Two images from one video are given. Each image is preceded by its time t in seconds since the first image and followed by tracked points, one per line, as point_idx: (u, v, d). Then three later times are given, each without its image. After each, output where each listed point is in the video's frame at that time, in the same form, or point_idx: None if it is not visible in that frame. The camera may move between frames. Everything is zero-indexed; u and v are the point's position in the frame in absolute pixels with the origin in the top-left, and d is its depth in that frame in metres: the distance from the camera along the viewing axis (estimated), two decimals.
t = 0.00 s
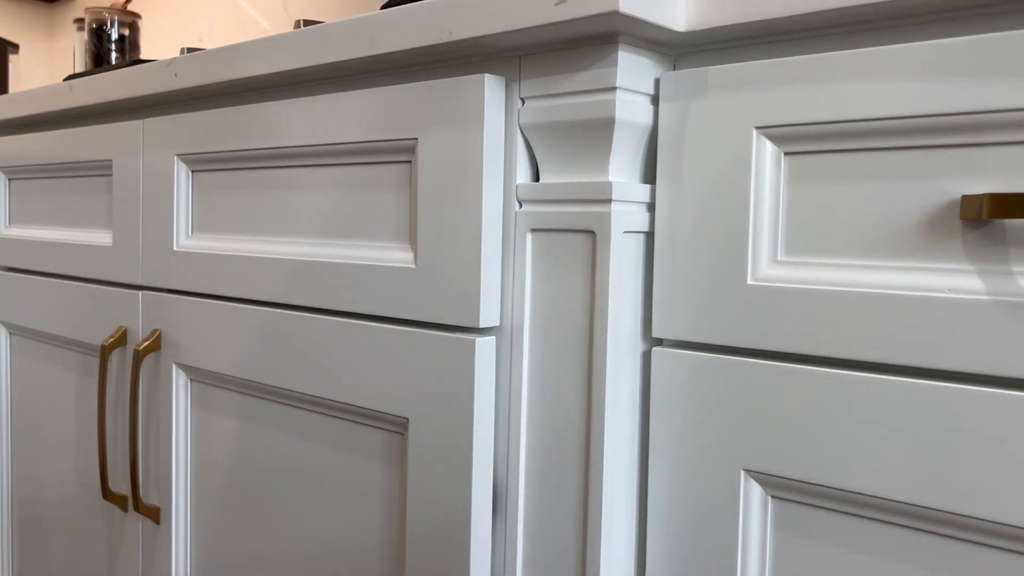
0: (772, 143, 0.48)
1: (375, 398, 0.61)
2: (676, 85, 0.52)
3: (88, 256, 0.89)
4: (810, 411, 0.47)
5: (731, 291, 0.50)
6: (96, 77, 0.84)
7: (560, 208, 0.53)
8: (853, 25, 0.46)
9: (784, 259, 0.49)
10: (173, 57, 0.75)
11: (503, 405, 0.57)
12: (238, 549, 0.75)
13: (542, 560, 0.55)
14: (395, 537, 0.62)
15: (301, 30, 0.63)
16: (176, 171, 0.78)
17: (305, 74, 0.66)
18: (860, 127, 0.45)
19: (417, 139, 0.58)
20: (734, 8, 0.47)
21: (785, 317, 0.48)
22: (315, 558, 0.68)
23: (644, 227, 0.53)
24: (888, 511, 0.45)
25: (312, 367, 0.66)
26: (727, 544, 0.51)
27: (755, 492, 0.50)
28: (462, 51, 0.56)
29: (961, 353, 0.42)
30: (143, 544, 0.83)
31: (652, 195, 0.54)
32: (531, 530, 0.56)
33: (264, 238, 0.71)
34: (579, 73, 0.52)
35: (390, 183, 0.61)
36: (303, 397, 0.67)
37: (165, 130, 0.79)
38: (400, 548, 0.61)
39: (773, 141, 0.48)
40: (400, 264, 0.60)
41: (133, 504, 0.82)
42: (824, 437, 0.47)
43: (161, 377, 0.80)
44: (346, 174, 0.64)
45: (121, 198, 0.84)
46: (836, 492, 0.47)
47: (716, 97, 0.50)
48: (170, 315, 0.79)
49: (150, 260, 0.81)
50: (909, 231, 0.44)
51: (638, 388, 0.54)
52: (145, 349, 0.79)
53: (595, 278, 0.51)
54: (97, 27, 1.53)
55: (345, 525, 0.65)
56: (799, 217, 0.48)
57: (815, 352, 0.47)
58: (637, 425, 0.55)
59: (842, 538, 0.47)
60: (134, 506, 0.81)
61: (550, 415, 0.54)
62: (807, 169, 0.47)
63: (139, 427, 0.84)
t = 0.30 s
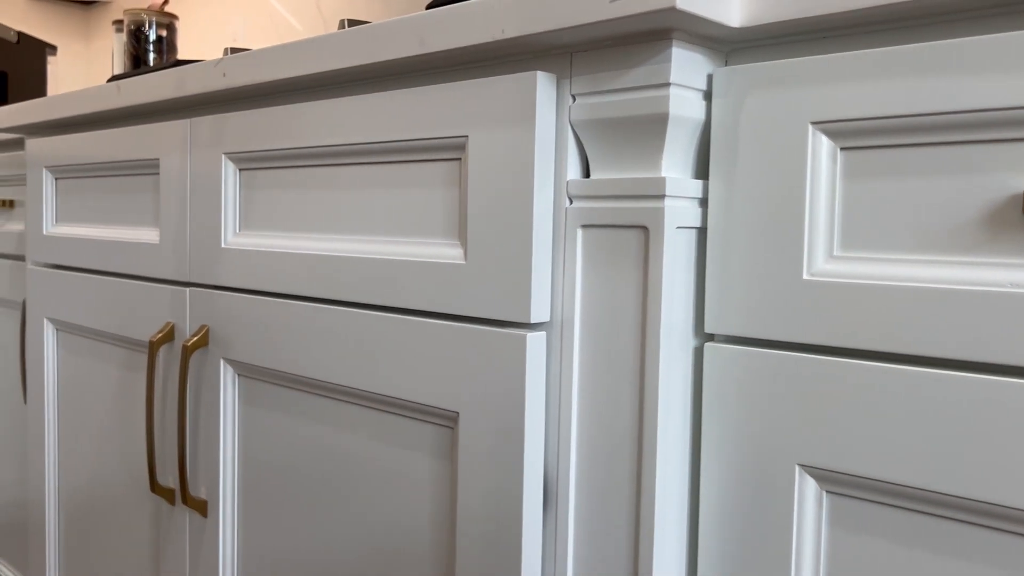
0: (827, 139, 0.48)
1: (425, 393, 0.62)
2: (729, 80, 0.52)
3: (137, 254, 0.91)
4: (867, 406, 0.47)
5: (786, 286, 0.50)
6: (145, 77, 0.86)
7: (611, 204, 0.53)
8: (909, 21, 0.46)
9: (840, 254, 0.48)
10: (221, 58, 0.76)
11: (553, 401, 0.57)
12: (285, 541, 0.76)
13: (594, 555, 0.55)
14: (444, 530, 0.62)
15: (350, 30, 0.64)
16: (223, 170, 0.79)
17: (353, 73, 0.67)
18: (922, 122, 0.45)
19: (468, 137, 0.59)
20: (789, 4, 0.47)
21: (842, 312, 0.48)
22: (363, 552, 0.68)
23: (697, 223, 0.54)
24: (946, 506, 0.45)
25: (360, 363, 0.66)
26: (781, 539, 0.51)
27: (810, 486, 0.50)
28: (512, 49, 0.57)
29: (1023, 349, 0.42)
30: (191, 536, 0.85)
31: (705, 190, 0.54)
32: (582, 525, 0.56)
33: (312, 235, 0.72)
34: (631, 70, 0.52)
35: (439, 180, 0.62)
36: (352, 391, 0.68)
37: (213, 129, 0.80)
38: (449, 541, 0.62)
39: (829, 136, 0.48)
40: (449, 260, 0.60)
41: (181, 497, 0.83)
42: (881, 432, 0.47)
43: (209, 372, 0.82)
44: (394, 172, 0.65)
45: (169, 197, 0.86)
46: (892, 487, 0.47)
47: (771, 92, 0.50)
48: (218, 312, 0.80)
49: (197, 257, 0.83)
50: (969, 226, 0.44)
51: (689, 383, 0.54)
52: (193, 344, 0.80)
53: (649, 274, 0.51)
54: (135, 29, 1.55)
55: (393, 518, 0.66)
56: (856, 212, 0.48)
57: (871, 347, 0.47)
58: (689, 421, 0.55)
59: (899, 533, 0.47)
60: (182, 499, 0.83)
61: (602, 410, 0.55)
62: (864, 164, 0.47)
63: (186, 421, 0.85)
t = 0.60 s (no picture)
0: (893, 131, 0.48)
1: (479, 387, 0.62)
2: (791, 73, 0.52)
3: (188, 250, 0.92)
4: (934, 401, 0.47)
5: (850, 279, 0.50)
6: (196, 75, 0.87)
7: (670, 198, 0.53)
8: (977, 10, 0.45)
9: (906, 247, 0.48)
10: (274, 56, 0.77)
11: (610, 396, 0.57)
12: (336, 533, 0.77)
13: (651, 548, 0.55)
14: (498, 522, 0.63)
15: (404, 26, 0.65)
16: (275, 166, 0.81)
17: (407, 69, 0.67)
18: (1007, 111, 0.44)
19: (523, 131, 0.59)
20: None
21: (908, 305, 0.47)
22: (416, 544, 0.69)
23: (757, 217, 0.53)
24: (1015, 502, 0.45)
25: (413, 357, 0.67)
26: (843, 533, 0.51)
27: (873, 481, 0.50)
28: (568, 43, 0.57)
29: None
30: (241, 528, 0.86)
31: (765, 183, 0.54)
32: (639, 519, 0.56)
33: (364, 230, 0.73)
34: (691, 63, 0.52)
35: (494, 175, 0.62)
36: (404, 384, 0.68)
37: (265, 126, 0.81)
38: (503, 533, 0.62)
39: (894, 128, 0.48)
40: (505, 255, 0.61)
41: (232, 489, 0.84)
42: (948, 427, 0.46)
43: (260, 366, 0.83)
44: (448, 167, 0.65)
45: (220, 193, 0.88)
46: (958, 482, 0.46)
47: (834, 85, 0.50)
48: (269, 307, 0.81)
49: (249, 253, 0.84)
50: None
51: (748, 377, 0.54)
52: (245, 339, 0.81)
53: (709, 268, 0.51)
54: (176, 29, 1.57)
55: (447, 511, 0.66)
56: (922, 204, 0.47)
57: (937, 341, 0.47)
58: (747, 415, 0.55)
59: (965, 528, 0.46)
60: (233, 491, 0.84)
61: (660, 404, 0.55)
62: (931, 156, 0.47)
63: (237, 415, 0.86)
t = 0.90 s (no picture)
0: (962, 128, 0.47)
1: (534, 385, 0.62)
2: (855, 69, 0.51)
3: (239, 248, 0.93)
4: (1004, 402, 0.46)
5: (917, 278, 0.49)
6: (247, 76, 0.88)
7: (731, 196, 0.53)
8: None
9: (974, 246, 0.47)
10: (326, 56, 0.78)
11: (667, 395, 0.57)
12: (387, 529, 0.77)
13: (710, 546, 0.55)
14: (552, 519, 0.63)
15: (458, 25, 0.65)
16: (326, 165, 0.81)
17: (460, 69, 0.67)
18: None
19: (580, 130, 0.59)
20: None
21: (977, 305, 0.47)
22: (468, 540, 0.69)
23: (820, 214, 0.53)
24: None
25: (467, 355, 0.67)
26: (909, 534, 0.50)
27: (939, 482, 0.49)
28: (626, 42, 0.57)
29: None
30: (291, 522, 0.87)
31: (828, 181, 0.53)
32: (697, 516, 0.56)
33: (416, 228, 0.73)
34: (752, 61, 0.52)
35: (548, 173, 0.62)
36: (456, 382, 0.69)
37: (316, 126, 0.82)
38: (558, 531, 0.62)
39: (963, 125, 0.47)
40: (560, 253, 0.60)
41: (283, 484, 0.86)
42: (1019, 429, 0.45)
43: (311, 363, 0.84)
44: (501, 166, 0.65)
45: (271, 192, 0.89)
46: None
47: (902, 81, 0.49)
48: (321, 304, 0.82)
49: (300, 251, 0.85)
50: None
51: (810, 376, 0.54)
52: (295, 336, 0.82)
53: (772, 266, 0.51)
54: (219, 30, 1.59)
55: (499, 507, 0.67)
56: (992, 202, 0.47)
57: (1007, 342, 0.46)
58: (809, 414, 0.54)
59: None
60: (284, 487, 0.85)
61: (719, 403, 0.54)
62: (1002, 153, 0.46)
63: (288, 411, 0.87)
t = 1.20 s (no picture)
0: None
1: (587, 382, 0.62)
2: (919, 65, 0.51)
3: (287, 245, 0.95)
4: None
5: (983, 275, 0.48)
6: (297, 75, 0.89)
7: (791, 192, 0.53)
8: None
9: None
10: (376, 55, 0.79)
11: (724, 392, 0.57)
12: (436, 524, 0.78)
13: (767, 545, 0.55)
14: (605, 516, 0.63)
15: (511, 24, 0.65)
16: (376, 163, 0.82)
17: (512, 66, 0.68)
18: None
19: (635, 126, 0.59)
20: None
21: None
22: (519, 536, 0.70)
23: (882, 211, 0.52)
24: None
25: (518, 352, 0.67)
26: (974, 534, 0.50)
27: (1006, 483, 0.49)
28: (683, 38, 0.57)
29: None
30: (339, 516, 0.88)
31: (890, 178, 0.53)
32: (754, 514, 0.56)
33: (466, 226, 0.74)
34: (813, 56, 0.51)
35: (601, 170, 0.62)
36: (507, 379, 0.69)
37: (366, 125, 0.83)
38: (610, 528, 0.62)
39: None
40: (615, 251, 0.60)
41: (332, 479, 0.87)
42: None
43: (360, 359, 0.85)
44: (553, 163, 0.66)
45: (321, 190, 0.90)
46: None
47: (972, 76, 0.48)
48: (371, 301, 0.83)
49: (349, 248, 0.86)
50: None
51: (871, 374, 0.53)
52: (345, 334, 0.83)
53: (834, 263, 0.51)
54: (261, 30, 1.61)
55: (551, 503, 0.67)
56: None
57: None
58: (870, 413, 0.54)
59: None
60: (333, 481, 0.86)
61: (778, 400, 0.54)
62: None
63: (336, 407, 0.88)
